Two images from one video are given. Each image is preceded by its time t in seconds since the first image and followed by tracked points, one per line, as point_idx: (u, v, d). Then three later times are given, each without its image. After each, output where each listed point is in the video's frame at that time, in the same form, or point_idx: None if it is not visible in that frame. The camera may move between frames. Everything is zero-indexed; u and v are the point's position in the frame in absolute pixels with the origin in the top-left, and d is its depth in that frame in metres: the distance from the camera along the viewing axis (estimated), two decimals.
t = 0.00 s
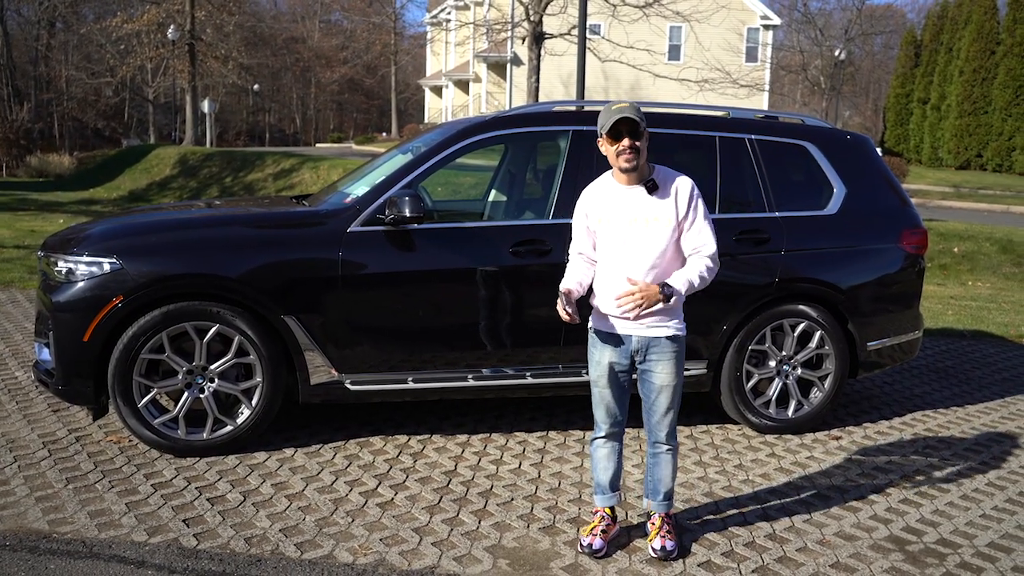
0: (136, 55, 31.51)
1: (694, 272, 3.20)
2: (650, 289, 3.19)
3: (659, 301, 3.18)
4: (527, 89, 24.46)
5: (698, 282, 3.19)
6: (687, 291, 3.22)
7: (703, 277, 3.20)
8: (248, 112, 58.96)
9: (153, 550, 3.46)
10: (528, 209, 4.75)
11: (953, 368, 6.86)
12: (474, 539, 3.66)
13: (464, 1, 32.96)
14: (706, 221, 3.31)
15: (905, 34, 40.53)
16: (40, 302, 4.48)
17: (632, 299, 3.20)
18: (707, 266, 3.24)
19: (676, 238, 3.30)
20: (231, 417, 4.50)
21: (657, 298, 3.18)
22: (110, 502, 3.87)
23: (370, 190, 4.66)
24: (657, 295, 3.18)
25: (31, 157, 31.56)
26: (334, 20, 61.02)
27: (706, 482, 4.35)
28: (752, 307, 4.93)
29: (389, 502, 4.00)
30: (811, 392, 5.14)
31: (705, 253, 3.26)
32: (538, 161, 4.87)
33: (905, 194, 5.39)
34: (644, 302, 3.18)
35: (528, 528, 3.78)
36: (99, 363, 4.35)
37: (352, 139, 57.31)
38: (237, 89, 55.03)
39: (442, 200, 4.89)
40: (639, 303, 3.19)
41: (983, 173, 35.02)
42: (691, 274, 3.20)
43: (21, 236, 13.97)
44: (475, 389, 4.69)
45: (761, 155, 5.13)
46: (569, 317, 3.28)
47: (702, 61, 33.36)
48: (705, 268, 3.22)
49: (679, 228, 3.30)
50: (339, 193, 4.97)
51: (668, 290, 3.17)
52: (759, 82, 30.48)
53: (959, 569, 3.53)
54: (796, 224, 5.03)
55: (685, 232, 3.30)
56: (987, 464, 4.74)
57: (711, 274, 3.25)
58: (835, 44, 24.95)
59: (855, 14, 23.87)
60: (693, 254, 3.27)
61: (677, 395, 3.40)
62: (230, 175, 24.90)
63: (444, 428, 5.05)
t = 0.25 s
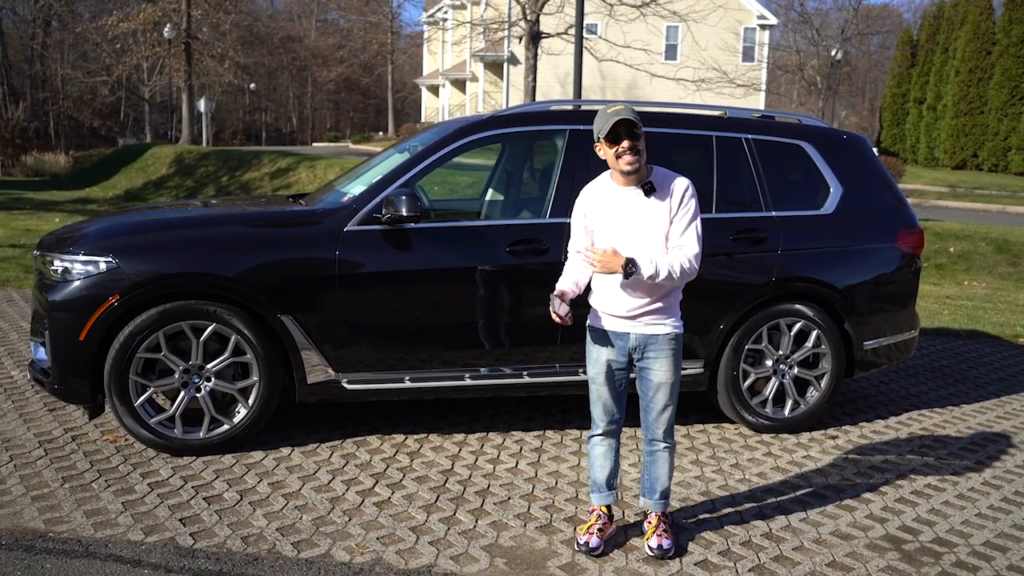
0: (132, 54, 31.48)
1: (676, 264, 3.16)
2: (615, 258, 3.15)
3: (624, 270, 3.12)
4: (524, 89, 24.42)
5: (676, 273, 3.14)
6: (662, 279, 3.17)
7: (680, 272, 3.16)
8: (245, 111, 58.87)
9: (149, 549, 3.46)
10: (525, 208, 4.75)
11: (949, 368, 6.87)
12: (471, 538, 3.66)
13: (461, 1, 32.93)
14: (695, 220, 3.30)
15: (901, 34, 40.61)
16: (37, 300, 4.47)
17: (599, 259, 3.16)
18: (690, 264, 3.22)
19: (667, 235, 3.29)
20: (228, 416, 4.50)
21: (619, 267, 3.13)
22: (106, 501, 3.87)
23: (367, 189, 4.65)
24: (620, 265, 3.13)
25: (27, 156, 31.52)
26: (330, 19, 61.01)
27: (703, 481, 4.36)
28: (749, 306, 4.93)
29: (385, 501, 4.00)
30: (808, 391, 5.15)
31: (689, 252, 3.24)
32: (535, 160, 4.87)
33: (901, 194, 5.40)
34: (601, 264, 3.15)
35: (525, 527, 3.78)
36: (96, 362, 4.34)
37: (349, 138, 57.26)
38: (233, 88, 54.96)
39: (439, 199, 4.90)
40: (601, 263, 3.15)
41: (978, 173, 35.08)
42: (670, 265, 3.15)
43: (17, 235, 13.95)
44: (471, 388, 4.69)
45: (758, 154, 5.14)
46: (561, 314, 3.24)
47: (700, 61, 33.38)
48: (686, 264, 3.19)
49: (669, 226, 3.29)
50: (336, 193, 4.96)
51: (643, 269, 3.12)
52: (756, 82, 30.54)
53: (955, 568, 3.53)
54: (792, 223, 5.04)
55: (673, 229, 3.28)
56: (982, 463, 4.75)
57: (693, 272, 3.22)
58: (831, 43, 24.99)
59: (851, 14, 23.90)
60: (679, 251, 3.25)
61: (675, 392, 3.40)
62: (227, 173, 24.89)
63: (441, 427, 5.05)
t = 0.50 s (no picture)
0: (130, 54, 31.47)
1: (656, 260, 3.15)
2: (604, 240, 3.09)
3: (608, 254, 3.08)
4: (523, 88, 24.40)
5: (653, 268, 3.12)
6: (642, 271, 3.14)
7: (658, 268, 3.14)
8: (243, 111, 58.81)
9: (148, 549, 3.46)
10: (524, 208, 4.75)
11: (948, 367, 6.88)
12: (470, 538, 3.67)
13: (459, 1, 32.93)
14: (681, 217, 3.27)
15: (899, 34, 40.65)
16: (35, 300, 4.47)
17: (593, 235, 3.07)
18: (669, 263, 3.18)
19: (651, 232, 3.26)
20: (227, 416, 4.49)
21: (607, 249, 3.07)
22: (105, 501, 3.86)
23: (366, 189, 4.65)
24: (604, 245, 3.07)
25: (25, 156, 31.46)
26: (328, 19, 61.02)
27: (702, 481, 4.36)
28: (747, 306, 4.94)
29: (384, 501, 4.00)
30: (807, 391, 5.15)
31: (671, 251, 3.19)
32: (534, 160, 4.88)
33: (900, 194, 5.41)
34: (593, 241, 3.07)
35: (524, 527, 3.78)
36: (94, 361, 4.34)
37: (347, 138, 57.24)
38: (231, 88, 54.92)
39: (438, 199, 4.90)
40: (593, 239, 3.07)
41: (977, 172, 35.11)
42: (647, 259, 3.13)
43: (15, 235, 13.94)
44: (470, 388, 4.69)
45: (757, 155, 5.14)
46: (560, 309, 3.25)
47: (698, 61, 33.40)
48: (666, 261, 3.17)
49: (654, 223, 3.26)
50: (334, 193, 4.95)
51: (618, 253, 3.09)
52: (755, 82, 30.58)
53: (953, 568, 3.54)
54: (791, 223, 5.04)
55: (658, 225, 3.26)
56: (980, 463, 4.76)
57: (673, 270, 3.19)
58: (830, 43, 25.00)
59: (850, 14, 23.91)
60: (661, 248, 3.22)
61: (669, 391, 3.39)
62: (225, 173, 24.88)
63: (440, 427, 5.05)
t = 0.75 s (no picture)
0: (131, 54, 31.49)
1: (635, 274, 3.18)
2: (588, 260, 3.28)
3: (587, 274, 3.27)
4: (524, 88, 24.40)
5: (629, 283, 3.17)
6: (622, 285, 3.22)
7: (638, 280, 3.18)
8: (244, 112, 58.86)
9: (150, 549, 3.46)
10: (525, 208, 4.75)
11: (949, 367, 6.88)
12: (471, 538, 3.67)
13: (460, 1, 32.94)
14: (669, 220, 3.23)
15: (900, 35, 40.63)
16: (36, 300, 4.47)
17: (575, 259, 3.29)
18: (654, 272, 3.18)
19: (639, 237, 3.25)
20: (228, 416, 4.50)
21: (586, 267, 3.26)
22: (106, 501, 3.87)
23: (367, 189, 4.65)
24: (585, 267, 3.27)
25: (26, 157, 31.49)
26: (329, 19, 61.06)
27: (703, 482, 4.36)
28: (748, 306, 4.94)
29: (386, 501, 4.00)
30: (808, 392, 5.15)
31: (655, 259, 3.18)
32: (535, 160, 4.87)
33: (901, 194, 5.40)
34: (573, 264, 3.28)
35: (525, 527, 3.78)
36: (96, 362, 4.34)
37: (348, 138, 57.26)
38: (232, 88, 54.94)
39: (439, 199, 4.91)
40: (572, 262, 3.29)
41: (978, 172, 35.08)
42: (627, 274, 3.18)
43: (17, 235, 13.96)
44: (472, 388, 4.69)
45: (758, 155, 5.14)
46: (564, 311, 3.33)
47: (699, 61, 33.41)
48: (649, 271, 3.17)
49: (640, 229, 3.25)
50: (336, 193, 4.95)
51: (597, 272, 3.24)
52: (756, 82, 30.60)
53: (955, 568, 3.54)
54: (792, 223, 5.04)
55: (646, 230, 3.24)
56: (981, 463, 4.76)
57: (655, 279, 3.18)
58: (831, 44, 24.99)
59: (851, 14, 23.90)
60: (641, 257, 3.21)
61: (665, 392, 3.36)
62: (226, 173, 24.90)
63: (441, 427, 5.06)
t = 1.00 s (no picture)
0: (133, 54, 31.52)
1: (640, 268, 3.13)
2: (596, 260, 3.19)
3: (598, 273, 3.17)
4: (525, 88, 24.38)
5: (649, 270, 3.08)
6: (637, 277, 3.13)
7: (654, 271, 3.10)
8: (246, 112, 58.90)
9: (150, 549, 3.46)
10: (526, 208, 4.76)
11: (950, 368, 6.87)
12: (472, 538, 3.66)
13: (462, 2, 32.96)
14: (671, 215, 3.21)
15: (902, 34, 40.59)
16: (37, 300, 4.47)
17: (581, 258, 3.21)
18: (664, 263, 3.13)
19: (641, 235, 3.24)
20: (229, 415, 4.50)
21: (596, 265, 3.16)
22: (107, 501, 3.87)
23: (368, 189, 4.65)
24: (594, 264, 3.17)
25: (28, 157, 31.51)
26: (331, 19, 61.10)
27: (704, 482, 4.36)
28: (749, 306, 4.93)
29: (387, 501, 4.00)
30: (809, 391, 5.15)
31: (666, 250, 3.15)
32: (536, 160, 4.87)
33: (902, 195, 5.40)
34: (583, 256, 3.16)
35: (526, 527, 3.78)
36: (97, 362, 4.34)
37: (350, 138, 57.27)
38: (234, 88, 54.98)
39: (440, 199, 4.90)
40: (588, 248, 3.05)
41: (980, 172, 35.05)
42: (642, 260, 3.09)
43: (18, 235, 13.97)
44: (473, 388, 4.69)
45: (759, 155, 5.13)
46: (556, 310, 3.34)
47: (701, 61, 33.40)
48: (663, 259, 3.12)
49: (641, 225, 3.24)
50: (337, 193, 4.95)
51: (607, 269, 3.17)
52: (758, 82, 30.60)
53: (956, 568, 3.53)
54: (793, 223, 5.04)
55: (646, 226, 3.23)
56: (982, 463, 4.75)
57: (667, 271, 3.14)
58: (832, 44, 24.97)
59: (852, 14, 23.88)
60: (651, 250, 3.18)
61: (663, 392, 3.35)
62: (228, 173, 24.92)
63: (442, 427, 5.06)
